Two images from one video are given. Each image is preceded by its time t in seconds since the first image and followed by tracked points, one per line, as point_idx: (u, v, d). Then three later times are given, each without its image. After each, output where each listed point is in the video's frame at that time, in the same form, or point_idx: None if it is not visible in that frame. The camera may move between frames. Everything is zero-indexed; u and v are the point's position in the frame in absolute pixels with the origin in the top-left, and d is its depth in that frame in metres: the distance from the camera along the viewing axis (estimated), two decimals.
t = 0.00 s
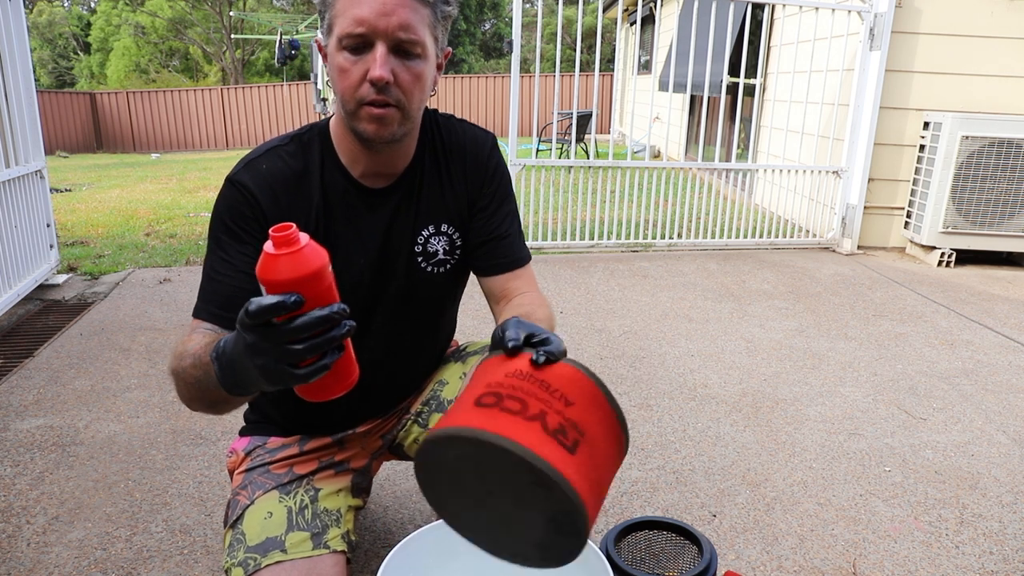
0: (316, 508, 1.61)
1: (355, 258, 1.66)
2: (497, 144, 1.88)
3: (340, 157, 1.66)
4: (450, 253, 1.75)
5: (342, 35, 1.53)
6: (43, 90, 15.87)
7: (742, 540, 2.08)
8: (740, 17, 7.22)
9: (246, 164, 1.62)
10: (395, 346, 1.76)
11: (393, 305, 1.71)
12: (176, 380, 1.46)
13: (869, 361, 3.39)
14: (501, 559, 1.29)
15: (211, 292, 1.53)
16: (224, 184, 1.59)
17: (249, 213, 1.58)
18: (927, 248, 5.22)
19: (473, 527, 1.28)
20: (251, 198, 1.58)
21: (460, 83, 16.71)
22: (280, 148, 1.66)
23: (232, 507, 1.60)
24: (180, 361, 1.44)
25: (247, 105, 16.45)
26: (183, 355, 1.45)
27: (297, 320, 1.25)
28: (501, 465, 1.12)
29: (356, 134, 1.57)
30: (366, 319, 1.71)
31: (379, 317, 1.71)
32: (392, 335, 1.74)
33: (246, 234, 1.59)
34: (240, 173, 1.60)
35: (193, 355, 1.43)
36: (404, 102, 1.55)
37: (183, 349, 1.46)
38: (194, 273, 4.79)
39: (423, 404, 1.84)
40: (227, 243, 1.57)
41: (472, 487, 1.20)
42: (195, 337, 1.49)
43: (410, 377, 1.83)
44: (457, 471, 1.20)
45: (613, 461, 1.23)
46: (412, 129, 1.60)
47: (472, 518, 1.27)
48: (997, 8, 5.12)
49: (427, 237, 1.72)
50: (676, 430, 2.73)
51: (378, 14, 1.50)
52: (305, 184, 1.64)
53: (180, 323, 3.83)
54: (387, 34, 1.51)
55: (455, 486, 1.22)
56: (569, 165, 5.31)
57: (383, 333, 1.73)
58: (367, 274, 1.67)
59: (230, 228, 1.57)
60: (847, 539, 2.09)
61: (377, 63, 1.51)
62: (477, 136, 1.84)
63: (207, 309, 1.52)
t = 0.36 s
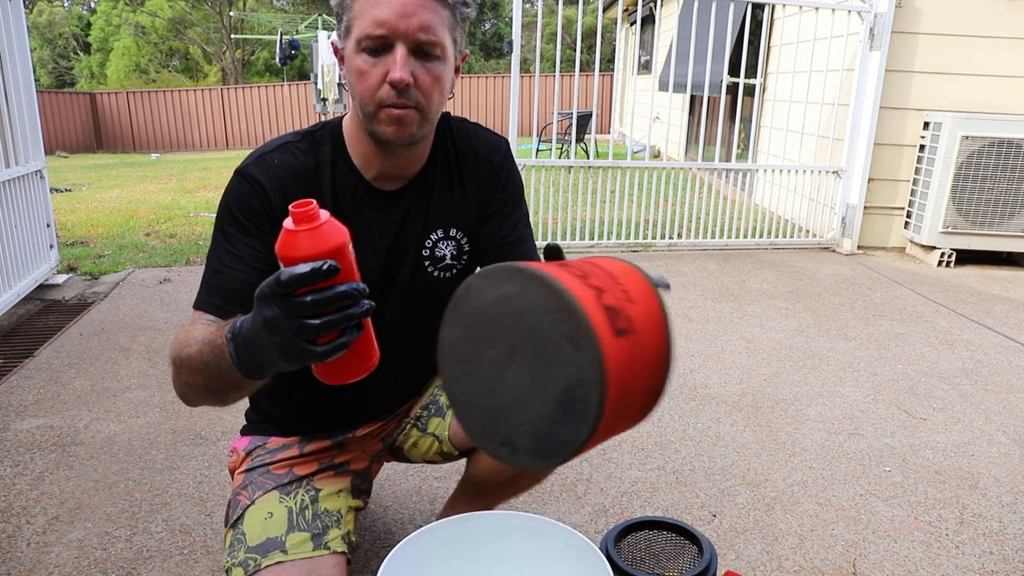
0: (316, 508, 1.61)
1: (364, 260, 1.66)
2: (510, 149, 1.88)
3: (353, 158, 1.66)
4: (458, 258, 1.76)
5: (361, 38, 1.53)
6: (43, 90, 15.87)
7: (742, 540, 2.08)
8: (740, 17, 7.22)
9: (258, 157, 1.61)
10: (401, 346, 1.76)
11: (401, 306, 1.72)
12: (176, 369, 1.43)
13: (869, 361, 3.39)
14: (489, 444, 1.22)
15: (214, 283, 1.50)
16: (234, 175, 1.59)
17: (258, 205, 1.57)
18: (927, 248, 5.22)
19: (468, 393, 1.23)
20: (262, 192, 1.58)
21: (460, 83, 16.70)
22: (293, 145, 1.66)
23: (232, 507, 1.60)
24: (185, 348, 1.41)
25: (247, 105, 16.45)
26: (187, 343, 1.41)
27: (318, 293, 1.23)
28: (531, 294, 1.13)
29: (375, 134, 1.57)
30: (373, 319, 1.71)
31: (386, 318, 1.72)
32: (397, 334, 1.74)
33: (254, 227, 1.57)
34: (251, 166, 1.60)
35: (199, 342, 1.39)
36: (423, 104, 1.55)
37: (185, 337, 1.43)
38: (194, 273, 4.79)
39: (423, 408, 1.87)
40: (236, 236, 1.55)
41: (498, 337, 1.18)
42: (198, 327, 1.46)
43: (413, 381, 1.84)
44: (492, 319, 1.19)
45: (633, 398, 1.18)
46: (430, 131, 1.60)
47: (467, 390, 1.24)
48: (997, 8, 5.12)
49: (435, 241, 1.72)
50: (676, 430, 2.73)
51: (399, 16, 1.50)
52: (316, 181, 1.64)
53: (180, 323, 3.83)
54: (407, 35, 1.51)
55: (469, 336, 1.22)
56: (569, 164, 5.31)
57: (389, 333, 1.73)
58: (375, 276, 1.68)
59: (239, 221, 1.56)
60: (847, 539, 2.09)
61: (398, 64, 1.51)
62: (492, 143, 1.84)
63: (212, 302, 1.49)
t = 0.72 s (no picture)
0: (317, 509, 1.61)
1: (369, 262, 1.66)
2: (514, 147, 1.88)
3: (356, 161, 1.66)
4: (462, 258, 1.76)
5: (360, 41, 1.52)
6: (43, 90, 15.86)
7: (742, 540, 2.08)
8: (740, 17, 7.22)
9: (261, 165, 1.62)
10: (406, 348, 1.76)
11: (405, 308, 1.72)
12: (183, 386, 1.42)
13: (869, 361, 3.39)
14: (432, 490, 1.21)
15: (221, 293, 1.51)
16: (238, 184, 1.59)
17: (262, 212, 1.58)
18: (927, 248, 5.22)
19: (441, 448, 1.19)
20: (266, 198, 1.58)
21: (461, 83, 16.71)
22: (296, 151, 1.66)
23: (233, 507, 1.60)
24: (191, 368, 1.40)
25: (247, 105, 16.45)
26: (193, 362, 1.41)
27: (325, 323, 1.19)
28: (542, 404, 1.09)
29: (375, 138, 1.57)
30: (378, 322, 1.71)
31: (390, 320, 1.72)
32: (402, 337, 1.75)
33: (259, 235, 1.57)
34: (254, 174, 1.60)
35: (205, 363, 1.39)
36: (423, 108, 1.55)
37: (193, 355, 1.43)
38: (194, 273, 4.79)
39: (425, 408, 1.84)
40: (240, 244, 1.56)
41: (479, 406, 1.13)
42: (205, 342, 1.46)
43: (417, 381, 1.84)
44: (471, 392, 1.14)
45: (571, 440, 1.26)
46: (430, 134, 1.60)
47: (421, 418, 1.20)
48: (997, 8, 5.12)
49: (439, 241, 1.72)
50: (676, 430, 2.73)
51: (396, 19, 1.49)
52: (320, 186, 1.65)
53: (180, 323, 3.83)
54: (406, 39, 1.51)
55: (455, 389, 1.15)
56: (569, 165, 5.31)
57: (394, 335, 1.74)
58: (381, 278, 1.67)
59: (243, 228, 1.56)
60: (847, 539, 2.09)
61: (397, 69, 1.51)
62: (495, 141, 1.84)
63: (217, 311, 1.50)
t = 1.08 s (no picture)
0: (317, 509, 1.61)
1: (375, 261, 1.66)
2: (520, 146, 1.88)
3: (363, 159, 1.66)
4: (468, 257, 1.76)
5: (371, 43, 1.52)
6: (43, 90, 15.87)
7: (742, 540, 2.08)
8: (740, 17, 7.22)
9: (267, 165, 1.61)
10: (410, 347, 1.78)
11: (410, 308, 1.73)
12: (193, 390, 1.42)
13: (869, 361, 3.39)
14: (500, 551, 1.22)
15: (231, 295, 1.52)
16: (245, 184, 1.59)
17: (269, 211, 1.57)
18: (927, 248, 5.22)
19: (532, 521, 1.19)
20: (272, 198, 1.58)
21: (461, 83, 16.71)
22: (301, 150, 1.66)
23: (233, 506, 1.61)
24: (201, 374, 1.40)
25: (247, 105, 16.45)
26: (203, 369, 1.40)
27: (338, 360, 1.22)
28: (623, 445, 1.12)
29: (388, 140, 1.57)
30: (383, 321, 1.72)
31: (395, 318, 1.73)
32: (407, 336, 1.76)
33: (265, 233, 1.57)
34: (261, 174, 1.60)
35: (217, 372, 1.39)
36: (436, 107, 1.55)
37: (203, 361, 1.42)
38: (194, 273, 4.80)
39: (425, 409, 1.84)
40: (247, 244, 1.56)
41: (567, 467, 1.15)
42: (214, 345, 1.47)
43: (420, 378, 1.84)
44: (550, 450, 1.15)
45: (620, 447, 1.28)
46: (441, 132, 1.60)
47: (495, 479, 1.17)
48: (997, 8, 5.12)
49: (445, 240, 1.72)
50: (676, 430, 2.73)
51: (408, 20, 1.50)
52: (326, 186, 1.65)
53: (180, 323, 3.83)
54: (419, 39, 1.51)
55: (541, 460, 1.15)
56: (569, 165, 5.31)
57: (399, 334, 1.74)
58: (386, 277, 1.67)
59: (250, 228, 1.56)
60: (847, 539, 2.09)
61: (410, 69, 1.51)
62: (502, 142, 1.84)
63: (225, 312, 1.52)
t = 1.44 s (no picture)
0: (321, 508, 1.60)
1: (376, 261, 1.66)
2: (523, 147, 1.88)
3: (365, 161, 1.66)
4: (469, 258, 1.76)
5: (375, 45, 1.52)
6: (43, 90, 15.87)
7: (742, 540, 2.08)
8: (740, 17, 7.22)
9: (271, 165, 1.61)
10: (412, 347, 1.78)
11: (412, 309, 1.73)
12: (221, 398, 1.45)
13: (869, 361, 3.39)
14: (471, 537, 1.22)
15: (242, 300, 1.53)
16: (248, 184, 1.58)
17: (272, 211, 1.57)
18: (927, 249, 5.22)
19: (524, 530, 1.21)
20: (276, 198, 1.58)
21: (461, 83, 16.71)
22: (305, 150, 1.66)
23: (236, 505, 1.61)
24: (236, 384, 1.41)
25: (247, 105, 16.46)
26: (239, 380, 1.41)
27: (384, 398, 1.24)
28: (627, 488, 1.15)
29: (391, 143, 1.57)
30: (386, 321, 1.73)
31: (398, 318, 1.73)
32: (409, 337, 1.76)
33: (268, 233, 1.56)
34: (264, 174, 1.59)
35: (255, 385, 1.39)
36: (439, 110, 1.55)
37: (236, 370, 1.43)
38: (194, 273, 4.79)
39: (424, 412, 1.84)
40: (250, 244, 1.55)
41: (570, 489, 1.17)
42: (240, 355, 1.47)
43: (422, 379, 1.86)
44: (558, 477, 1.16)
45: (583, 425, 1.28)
46: (444, 135, 1.61)
47: (496, 498, 1.17)
48: (997, 8, 5.13)
49: (446, 241, 1.72)
50: (676, 430, 2.73)
51: (413, 22, 1.49)
52: (329, 187, 1.64)
53: (180, 323, 3.83)
54: (424, 42, 1.51)
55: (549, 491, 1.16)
56: (569, 165, 5.31)
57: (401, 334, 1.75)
58: (388, 277, 1.68)
59: (254, 228, 1.56)
60: (847, 539, 2.09)
61: (414, 72, 1.51)
62: (506, 143, 1.84)
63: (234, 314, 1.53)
